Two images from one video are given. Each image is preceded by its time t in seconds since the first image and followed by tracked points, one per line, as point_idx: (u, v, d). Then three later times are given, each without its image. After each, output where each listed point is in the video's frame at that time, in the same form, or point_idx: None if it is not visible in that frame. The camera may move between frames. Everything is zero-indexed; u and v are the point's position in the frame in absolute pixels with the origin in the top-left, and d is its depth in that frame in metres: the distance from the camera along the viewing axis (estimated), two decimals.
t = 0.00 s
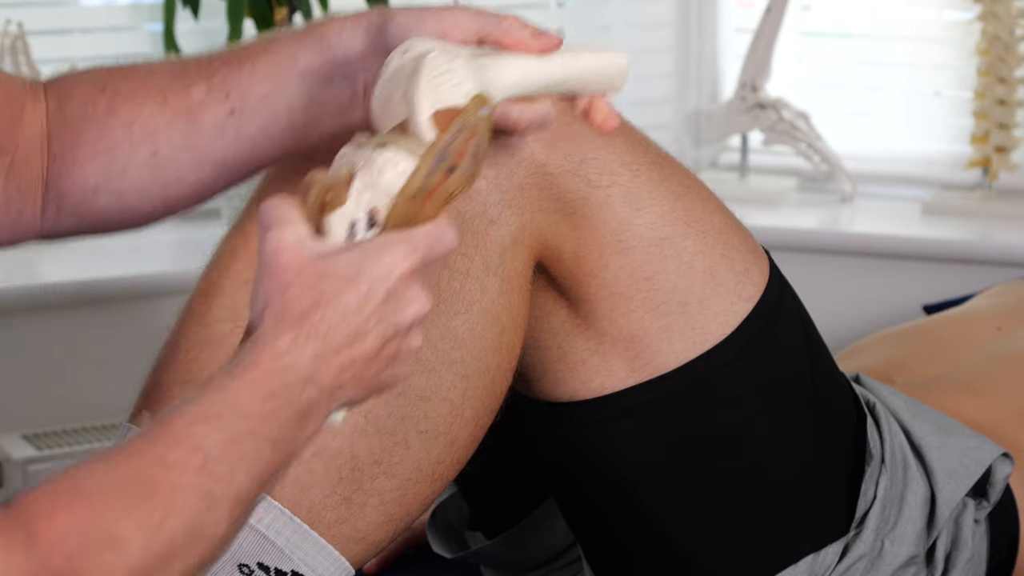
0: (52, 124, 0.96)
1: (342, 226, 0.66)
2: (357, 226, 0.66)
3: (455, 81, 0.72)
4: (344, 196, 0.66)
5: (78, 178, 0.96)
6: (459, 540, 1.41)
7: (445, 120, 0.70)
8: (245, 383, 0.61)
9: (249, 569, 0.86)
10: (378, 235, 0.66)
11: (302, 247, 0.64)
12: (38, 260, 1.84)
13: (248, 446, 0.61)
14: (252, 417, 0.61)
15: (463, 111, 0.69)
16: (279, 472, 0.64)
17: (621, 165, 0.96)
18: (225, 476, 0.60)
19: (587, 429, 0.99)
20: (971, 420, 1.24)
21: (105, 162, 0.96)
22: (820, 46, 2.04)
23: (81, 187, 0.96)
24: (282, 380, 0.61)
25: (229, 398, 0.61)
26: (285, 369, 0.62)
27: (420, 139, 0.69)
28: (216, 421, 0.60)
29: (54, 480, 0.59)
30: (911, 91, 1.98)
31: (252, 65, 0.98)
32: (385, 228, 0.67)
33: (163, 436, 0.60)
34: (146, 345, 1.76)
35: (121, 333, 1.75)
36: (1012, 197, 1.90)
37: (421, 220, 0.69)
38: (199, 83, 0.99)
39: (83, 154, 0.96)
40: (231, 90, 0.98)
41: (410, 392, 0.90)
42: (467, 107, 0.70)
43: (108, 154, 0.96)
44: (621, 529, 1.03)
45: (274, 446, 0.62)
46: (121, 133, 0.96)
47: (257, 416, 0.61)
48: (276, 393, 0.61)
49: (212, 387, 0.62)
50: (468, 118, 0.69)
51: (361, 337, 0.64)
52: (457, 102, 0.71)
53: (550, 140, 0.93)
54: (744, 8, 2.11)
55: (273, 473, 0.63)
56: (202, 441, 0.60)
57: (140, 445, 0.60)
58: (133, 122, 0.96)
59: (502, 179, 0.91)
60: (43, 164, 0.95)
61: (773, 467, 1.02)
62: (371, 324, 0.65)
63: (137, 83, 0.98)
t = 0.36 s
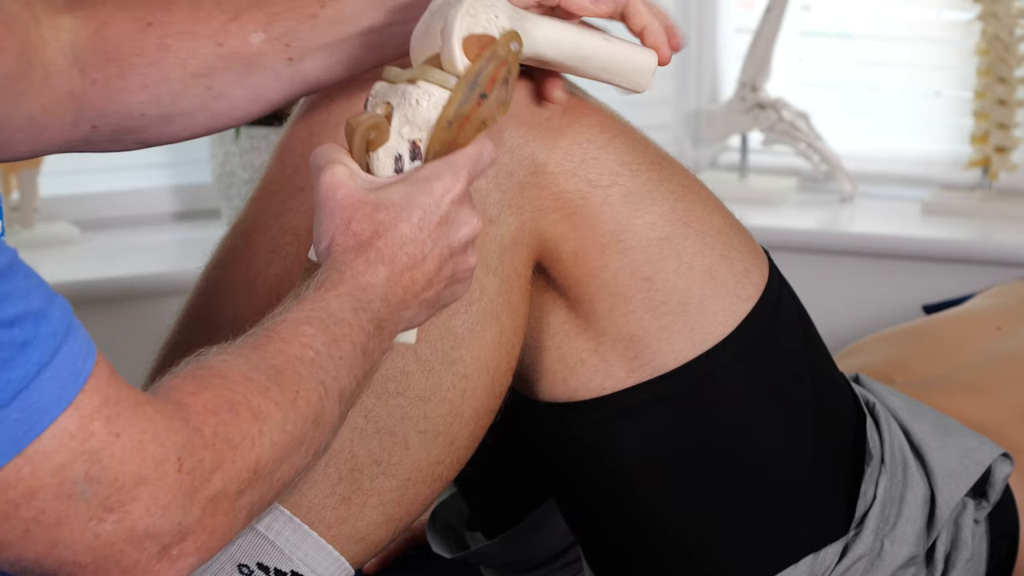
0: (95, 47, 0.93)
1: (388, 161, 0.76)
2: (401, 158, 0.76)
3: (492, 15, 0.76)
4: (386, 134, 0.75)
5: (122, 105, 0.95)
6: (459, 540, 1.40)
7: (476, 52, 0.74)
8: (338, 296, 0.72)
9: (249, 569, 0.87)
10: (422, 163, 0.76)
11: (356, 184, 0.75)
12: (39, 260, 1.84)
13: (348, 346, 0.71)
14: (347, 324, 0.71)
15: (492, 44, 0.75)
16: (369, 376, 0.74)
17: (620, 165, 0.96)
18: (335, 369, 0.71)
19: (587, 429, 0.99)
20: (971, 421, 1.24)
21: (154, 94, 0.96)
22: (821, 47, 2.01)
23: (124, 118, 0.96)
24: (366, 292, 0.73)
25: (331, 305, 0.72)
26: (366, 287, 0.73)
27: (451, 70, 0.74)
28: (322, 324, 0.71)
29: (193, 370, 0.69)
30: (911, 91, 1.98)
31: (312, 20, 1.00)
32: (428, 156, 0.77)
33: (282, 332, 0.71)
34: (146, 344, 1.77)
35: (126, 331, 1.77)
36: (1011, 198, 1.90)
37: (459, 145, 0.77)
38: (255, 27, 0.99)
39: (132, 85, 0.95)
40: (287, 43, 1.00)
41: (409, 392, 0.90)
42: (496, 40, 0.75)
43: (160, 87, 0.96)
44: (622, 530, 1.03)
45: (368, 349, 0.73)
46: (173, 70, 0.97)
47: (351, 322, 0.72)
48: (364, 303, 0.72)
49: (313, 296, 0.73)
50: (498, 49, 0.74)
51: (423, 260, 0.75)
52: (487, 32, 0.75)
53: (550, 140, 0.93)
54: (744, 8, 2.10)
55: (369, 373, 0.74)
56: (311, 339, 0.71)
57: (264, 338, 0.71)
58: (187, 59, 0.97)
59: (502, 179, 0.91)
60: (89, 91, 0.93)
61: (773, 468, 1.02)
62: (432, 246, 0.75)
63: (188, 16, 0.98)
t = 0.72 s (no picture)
0: (139, 63, 1.05)
1: (447, 168, 0.81)
2: (461, 164, 0.81)
3: (540, 14, 0.81)
4: (442, 142, 0.80)
5: (169, 116, 1.06)
6: (459, 540, 1.40)
7: (529, 51, 0.79)
8: (391, 310, 0.76)
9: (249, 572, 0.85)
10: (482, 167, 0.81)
11: (413, 194, 0.79)
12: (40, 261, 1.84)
13: (394, 362, 0.75)
14: (396, 338, 0.75)
15: (543, 42, 0.79)
16: (421, 391, 0.77)
17: (621, 165, 0.96)
18: (374, 389, 0.74)
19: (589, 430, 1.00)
20: (972, 421, 1.24)
21: (196, 104, 1.07)
22: (821, 47, 1.99)
23: (174, 127, 1.07)
24: (421, 304, 0.77)
25: (380, 322, 0.75)
26: (424, 298, 0.77)
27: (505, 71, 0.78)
28: (365, 342, 0.75)
29: (221, 390, 0.72)
30: (911, 91, 1.98)
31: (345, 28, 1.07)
32: (487, 159, 0.81)
33: (321, 355, 0.74)
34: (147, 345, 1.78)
35: (129, 330, 1.78)
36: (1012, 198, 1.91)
37: (520, 144, 0.81)
38: (288, 34, 1.08)
39: (174, 98, 1.06)
40: (320, 50, 1.07)
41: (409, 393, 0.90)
42: (546, 38, 0.80)
43: (201, 99, 1.07)
44: (623, 529, 1.03)
45: (417, 366, 0.76)
46: (211, 83, 1.07)
47: (400, 336, 0.75)
48: (416, 318, 0.76)
49: (364, 315, 0.76)
50: (550, 47, 0.79)
51: (487, 266, 0.79)
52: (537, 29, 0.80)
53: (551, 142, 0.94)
54: (744, 8, 2.10)
55: (413, 392, 0.76)
56: (352, 358, 0.74)
57: (300, 360, 0.75)
58: (222, 71, 1.07)
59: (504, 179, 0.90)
60: (135, 103, 1.05)
61: (774, 468, 1.02)
62: (495, 253, 0.79)
63: (221, 28, 1.07)
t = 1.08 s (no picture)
0: (184, 60, 1.04)
1: (482, 158, 0.80)
2: (496, 158, 0.80)
3: (611, 29, 0.82)
4: (483, 130, 0.79)
5: (203, 118, 1.05)
6: (459, 540, 1.40)
7: (591, 62, 0.79)
8: (395, 293, 0.74)
9: (250, 569, 0.85)
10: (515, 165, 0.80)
11: (444, 176, 0.77)
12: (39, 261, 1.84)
13: (395, 346, 0.73)
14: (399, 321, 0.74)
15: (605, 58, 0.80)
16: (422, 376, 0.76)
17: (622, 165, 0.97)
18: (374, 374, 0.72)
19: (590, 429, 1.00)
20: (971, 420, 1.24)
21: (232, 110, 1.06)
22: (820, 47, 1.99)
23: (203, 129, 1.06)
24: (428, 288, 0.75)
25: (384, 306, 0.74)
26: (431, 282, 0.75)
27: (563, 78, 0.79)
28: (368, 326, 0.73)
29: (220, 379, 0.71)
30: (911, 91, 1.98)
31: (392, 49, 1.07)
32: (523, 158, 0.80)
33: (322, 339, 0.73)
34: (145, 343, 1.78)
35: (129, 330, 1.78)
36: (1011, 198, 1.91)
37: (555, 155, 0.82)
38: (335, 51, 1.07)
39: (212, 98, 1.05)
40: (365, 71, 1.07)
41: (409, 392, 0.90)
42: (609, 54, 0.80)
43: (239, 105, 1.06)
44: (624, 527, 1.03)
45: (418, 351, 0.74)
46: (252, 88, 1.06)
47: (404, 321, 0.74)
48: (421, 302, 0.74)
49: (367, 296, 0.75)
50: (610, 62, 0.80)
51: (499, 260, 0.77)
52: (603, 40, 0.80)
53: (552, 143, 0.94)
54: (744, 8, 2.09)
55: (415, 375, 0.75)
56: (354, 342, 0.73)
57: (300, 344, 0.73)
58: (266, 80, 1.06)
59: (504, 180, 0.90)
60: (171, 100, 1.04)
61: (775, 468, 1.02)
62: (507, 247, 0.77)
63: (272, 39, 1.07)
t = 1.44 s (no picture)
0: (185, 54, 1.04)
1: (484, 176, 0.80)
2: (498, 176, 0.80)
3: (611, 52, 0.83)
4: (486, 149, 0.80)
5: (204, 110, 1.06)
6: (459, 541, 1.39)
7: (592, 85, 0.80)
8: (383, 303, 0.75)
9: (248, 568, 0.87)
10: (517, 184, 0.80)
11: (439, 192, 0.78)
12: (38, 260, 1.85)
13: (382, 356, 0.74)
14: (386, 331, 0.74)
15: (606, 80, 0.81)
16: (406, 389, 0.76)
17: (619, 163, 0.97)
18: (360, 383, 0.73)
19: (589, 428, 1.00)
20: (971, 419, 1.24)
21: (233, 103, 1.06)
22: (820, 47, 1.99)
23: (204, 120, 1.06)
24: (413, 299, 0.75)
25: (372, 315, 0.74)
26: (416, 294, 0.75)
27: (566, 99, 0.80)
28: (355, 334, 0.74)
29: (210, 377, 0.72)
30: (911, 91, 1.97)
31: (393, 44, 1.07)
32: (524, 180, 0.81)
33: (310, 346, 0.73)
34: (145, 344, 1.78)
35: (128, 329, 1.78)
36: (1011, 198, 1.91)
37: (557, 175, 0.82)
38: (336, 45, 1.07)
39: (212, 91, 1.05)
40: (366, 65, 1.06)
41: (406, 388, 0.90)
42: (610, 76, 0.81)
43: (239, 98, 1.06)
44: (623, 526, 1.04)
45: (403, 362, 0.75)
46: (253, 83, 1.06)
47: (391, 330, 0.74)
48: (407, 313, 0.75)
49: (356, 305, 0.75)
50: (613, 85, 0.81)
51: (486, 278, 0.77)
52: (604, 63, 0.81)
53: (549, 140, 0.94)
54: (743, 9, 2.07)
55: (400, 389, 0.75)
56: (341, 352, 0.73)
57: (289, 350, 0.74)
58: (267, 74, 1.06)
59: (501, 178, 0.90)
60: (171, 91, 1.04)
61: (773, 467, 1.02)
62: (495, 263, 0.77)
63: (273, 32, 1.06)
